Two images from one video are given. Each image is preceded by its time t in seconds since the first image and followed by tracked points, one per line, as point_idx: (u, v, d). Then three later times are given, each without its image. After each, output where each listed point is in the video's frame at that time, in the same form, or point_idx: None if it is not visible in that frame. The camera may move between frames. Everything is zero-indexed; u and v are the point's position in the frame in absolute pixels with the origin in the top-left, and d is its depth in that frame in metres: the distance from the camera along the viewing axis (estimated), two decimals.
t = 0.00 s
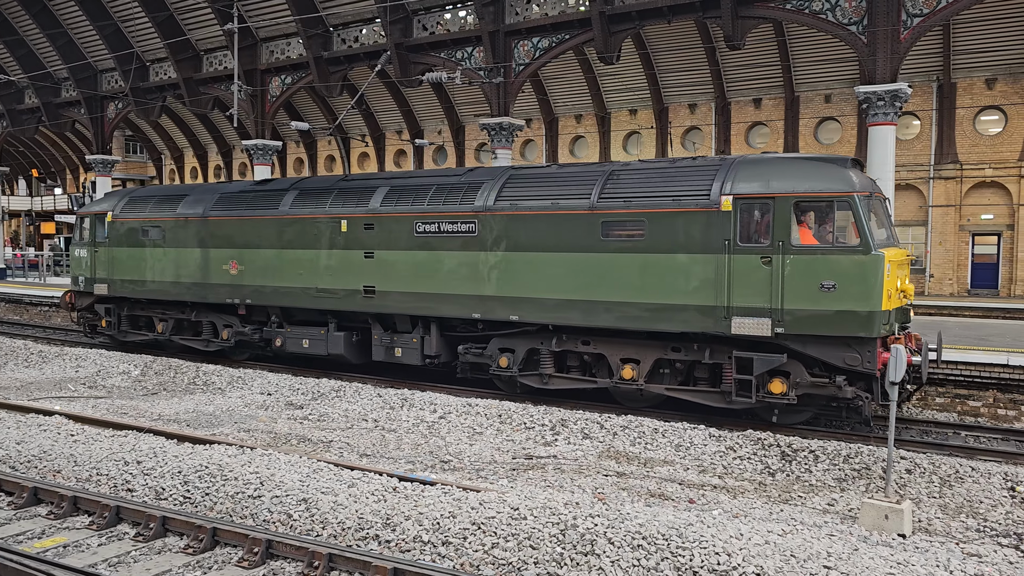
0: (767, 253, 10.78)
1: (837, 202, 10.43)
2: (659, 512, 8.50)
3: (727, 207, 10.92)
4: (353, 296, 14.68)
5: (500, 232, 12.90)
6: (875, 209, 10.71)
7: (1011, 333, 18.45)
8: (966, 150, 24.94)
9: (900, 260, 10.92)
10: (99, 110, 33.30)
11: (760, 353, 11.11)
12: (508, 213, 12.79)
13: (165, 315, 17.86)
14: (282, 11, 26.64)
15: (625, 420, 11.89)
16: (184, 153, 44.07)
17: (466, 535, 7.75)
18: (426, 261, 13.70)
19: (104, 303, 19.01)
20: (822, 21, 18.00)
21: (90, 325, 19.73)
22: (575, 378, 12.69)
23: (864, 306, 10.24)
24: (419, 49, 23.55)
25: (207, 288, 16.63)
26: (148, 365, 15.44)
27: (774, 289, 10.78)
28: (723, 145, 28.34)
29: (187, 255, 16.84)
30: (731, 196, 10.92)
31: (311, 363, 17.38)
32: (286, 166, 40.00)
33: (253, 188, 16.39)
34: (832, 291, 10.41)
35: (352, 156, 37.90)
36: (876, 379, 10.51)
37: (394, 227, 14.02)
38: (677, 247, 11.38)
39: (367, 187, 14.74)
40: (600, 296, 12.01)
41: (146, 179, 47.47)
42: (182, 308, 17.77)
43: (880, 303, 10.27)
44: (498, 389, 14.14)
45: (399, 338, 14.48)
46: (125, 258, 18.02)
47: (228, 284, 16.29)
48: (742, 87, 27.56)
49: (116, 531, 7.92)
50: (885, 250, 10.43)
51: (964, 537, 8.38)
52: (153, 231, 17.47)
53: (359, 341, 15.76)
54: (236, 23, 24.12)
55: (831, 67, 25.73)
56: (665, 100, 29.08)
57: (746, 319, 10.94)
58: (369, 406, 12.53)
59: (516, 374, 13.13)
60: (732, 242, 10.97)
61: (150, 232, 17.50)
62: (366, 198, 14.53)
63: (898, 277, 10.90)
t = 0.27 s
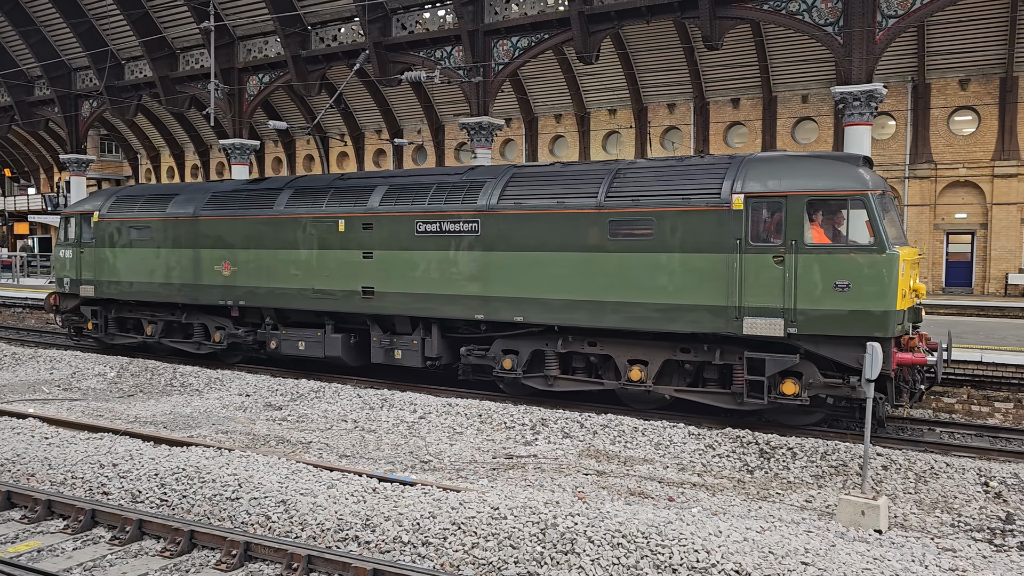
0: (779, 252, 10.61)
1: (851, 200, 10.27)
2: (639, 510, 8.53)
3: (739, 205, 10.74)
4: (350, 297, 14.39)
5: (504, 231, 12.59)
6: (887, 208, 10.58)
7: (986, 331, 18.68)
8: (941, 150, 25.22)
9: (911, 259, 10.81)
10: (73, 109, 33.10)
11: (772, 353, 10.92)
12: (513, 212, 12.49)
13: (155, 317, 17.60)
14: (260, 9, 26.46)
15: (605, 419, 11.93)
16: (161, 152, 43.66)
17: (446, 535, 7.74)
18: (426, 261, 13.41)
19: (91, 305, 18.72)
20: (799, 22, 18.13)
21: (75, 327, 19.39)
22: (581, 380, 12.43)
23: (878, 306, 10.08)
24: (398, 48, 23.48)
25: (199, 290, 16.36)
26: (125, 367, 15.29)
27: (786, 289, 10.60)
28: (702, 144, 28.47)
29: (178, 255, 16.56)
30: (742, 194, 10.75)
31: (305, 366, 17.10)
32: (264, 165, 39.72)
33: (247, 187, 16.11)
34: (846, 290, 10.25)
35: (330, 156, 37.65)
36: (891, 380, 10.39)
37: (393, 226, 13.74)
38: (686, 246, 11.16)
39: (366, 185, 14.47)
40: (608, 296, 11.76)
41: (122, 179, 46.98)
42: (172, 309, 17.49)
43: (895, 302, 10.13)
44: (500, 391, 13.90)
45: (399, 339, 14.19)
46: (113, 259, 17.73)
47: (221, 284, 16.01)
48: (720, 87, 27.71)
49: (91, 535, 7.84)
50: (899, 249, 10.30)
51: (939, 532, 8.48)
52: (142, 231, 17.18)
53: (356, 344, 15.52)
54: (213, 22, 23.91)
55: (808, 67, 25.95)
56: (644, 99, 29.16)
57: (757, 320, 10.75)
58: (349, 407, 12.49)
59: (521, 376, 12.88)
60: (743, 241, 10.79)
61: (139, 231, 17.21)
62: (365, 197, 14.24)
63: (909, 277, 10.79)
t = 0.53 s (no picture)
0: (790, 251, 10.59)
1: (863, 198, 10.26)
2: (619, 508, 8.57)
3: (750, 203, 10.71)
4: (348, 298, 14.26)
5: (507, 231, 12.53)
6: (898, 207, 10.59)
7: (961, 328, 18.94)
8: (915, 150, 25.50)
9: (922, 259, 10.81)
10: (46, 107, 32.66)
11: (783, 353, 10.91)
12: (515, 211, 12.43)
13: (144, 320, 17.40)
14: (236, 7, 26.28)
15: (584, 418, 11.97)
16: (137, 152, 43.21)
17: (426, 535, 7.74)
18: (427, 261, 13.31)
19: (77, 307, 18.49)
20: (775, 22, 18.27)
21: (60, 329, 19.15)
22: (586, 381, 12.39)
23: (891, 305, 10.08)
24: (377, 47, 23.41)
25: (190, 291, 16.20)
26: (100, 368, 15.12)
27: (797, 288, 10.58)
28: (681, 144, 28.61)
29: (169, 256, 16.38)
30: (754, 193, 10.72)
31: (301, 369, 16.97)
32: (241, 164, 39.43)
33: (239, 186, 15.97)
34: (860, 289, 10.24)
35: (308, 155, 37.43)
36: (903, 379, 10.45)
37: (393, 225, 13.65)
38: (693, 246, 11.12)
39: (364, 184, 14.37)
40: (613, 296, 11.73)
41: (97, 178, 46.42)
42: (162, 312, 17.31)
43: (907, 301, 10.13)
44: (502, 392, 13.85)
45: (399, 341, 14.12)
46: (99, 260, 17.52)
47: (213, 285, 15.85)
48: (698, 87, 27.86)
49: (65, 539, 7.75)
50: (911, 248, 10.30)
51: (914, 527, 8.59)
52: (130, 231, 16.99)
53: (354, 344, 15.41)
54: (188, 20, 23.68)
55: (785, 67, 26.14)
56: (623, 99, 29.26)
57: (769, 320, 10.71)
58: (327, 407, 12.43)
59: (524, 378, 12.82)
60: (753, 240, 10.75)
61: (126, 231, 17.01)
62: (363, 195, 14.15)
63: (920, 276, 10.79)
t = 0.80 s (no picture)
0: (801, 250, 10.62)
1: (875, 197, 10.28)
2: (599, 507, 8.60)
3: (760, 203, 10.72)
4: (348, 298, 14.18)
5: (509, 231, 12.50)
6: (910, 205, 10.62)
7: (937, 326, 19.19)
8: (890, 150, 25.76)
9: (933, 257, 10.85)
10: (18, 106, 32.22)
11: (793, 353, 10.96)
12: (519, 210, 12.40)
13: (133, 321, 17.23)
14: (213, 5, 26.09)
15: (565, 417, 12.00)
16: (112, 151, 42.77)
17: (406, 536, 7.73)
18: (429, 260, 13.25)
19: (63, 309, 18.29)
20: (753, 23, 18.40)
21: (45, 332, 18.95)
22: (592, 382, 12.41)
23: (903, 305, 10.13)
24: (355, 46, 23.34)
25: (182, 293, 16.05)
26: (75, 370, 14.96)
27: (809, 288, 10.61)
28: (660, 144, 28.73)
29: (160, 256, 16.23)
30: (765, 192, 10.73)
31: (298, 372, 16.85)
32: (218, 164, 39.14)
33: (232, 185, 15.84)
34: (873, 289, 10.28)
35: (287, 155, 37.18)
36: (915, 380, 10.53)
37: (394, 225, 13.57)
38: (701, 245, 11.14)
39: (362, 183, 14.28)
40: (620, 296, 11.74)
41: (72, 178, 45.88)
42: (152, 313, 17.15)
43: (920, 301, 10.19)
44: (506, 394, 13.83)
45: (399, 342, 14.06)
46: (86, 261, 17.32)
47: (207, 286, 15.71)
48: (677, 87, 27.99)
49: (39, 543, 7.66)
50: (923, 247, 10.34)
51: (890, 522, 8.70)
52: (118, 231, 16.81)
53: (352, 346, 15.35)
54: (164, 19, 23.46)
55: (763, 68, 26.32)
56: (602, 99, 29.32)
57: (780, 320, 10.75)
58: (307, 408, 12.37)
59: (528, 379, 12.82)
60: (763, 239, 10.76)
61: (115, 232, 16.82)
62: (362, 194, 14.06)
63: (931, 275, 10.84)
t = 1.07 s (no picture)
0: (811, 249, 10.68)
1: (885, 196, 10.38)
2: (578, 506, 8.62)
3: (769, 202, 10.76)
4: (347, 298, 14.08)
5: (512, 231, 12.47)
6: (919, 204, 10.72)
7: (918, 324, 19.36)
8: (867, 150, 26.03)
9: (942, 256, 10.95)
10: None
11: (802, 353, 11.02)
12: (523, 209, 12.36)
13: (121, 324, 17.01)
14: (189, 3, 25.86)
15: (544, 416, 12.02)
16: (86, 151, 42.28)
17: (385, 536, 7.71)
18: (430, 260, 13.18)
19: (48, 311, 18.06)
20: (730, 24, 18.55)
21: (29, 335, 18.71)
22: (597, 384, 12.42)
23: (914, 304, 10.22)
24: (333, 45, 23.23)
25: (172, 295, 15.88)
26: (49, 372, 14.77)
27: (819, 287, 10.68)
28: (638, 144, 28.83)
29: (150, 257, 16.06)
30: (775, 190, 10.77)
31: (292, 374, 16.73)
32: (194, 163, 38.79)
33: (224, 184, 15.71)
34: (884, 288, 10.36)
35: (264, 154, 36.90)
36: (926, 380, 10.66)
37: (394, 224, 13.49)
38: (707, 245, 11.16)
39: (360, 182, 14.20)
40: (625, 296, 11.74)
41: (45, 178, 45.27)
42: (140, 316, 16.95)
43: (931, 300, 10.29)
44: (507, 395, 13.80)
45: (399, 344, 13.99)
46: (71, 263, 17.11)
47: (199, 287, 15.55)
48: (656, 87, 28.10)
49: (11, 548, 7.57)
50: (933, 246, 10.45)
51: (866, 518, 8.80)
52: (105, 231, 16.61)
53: (349, 348, 15.26)
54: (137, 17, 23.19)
55: (739, 69, 26.49)
56: (581, 99, 29.37)
57: (789, 320, 10.81)
58: (284, 409, 12.31)
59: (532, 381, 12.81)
60: (771, 239, 10.81)
61: (102, 232, 16.62)
62: (360, 194, 13.96)
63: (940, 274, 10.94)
